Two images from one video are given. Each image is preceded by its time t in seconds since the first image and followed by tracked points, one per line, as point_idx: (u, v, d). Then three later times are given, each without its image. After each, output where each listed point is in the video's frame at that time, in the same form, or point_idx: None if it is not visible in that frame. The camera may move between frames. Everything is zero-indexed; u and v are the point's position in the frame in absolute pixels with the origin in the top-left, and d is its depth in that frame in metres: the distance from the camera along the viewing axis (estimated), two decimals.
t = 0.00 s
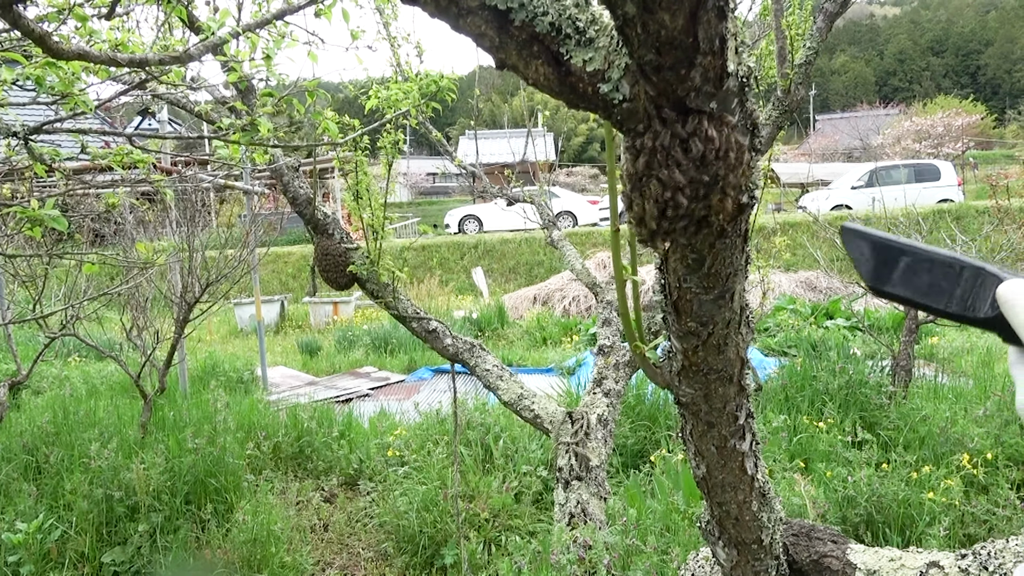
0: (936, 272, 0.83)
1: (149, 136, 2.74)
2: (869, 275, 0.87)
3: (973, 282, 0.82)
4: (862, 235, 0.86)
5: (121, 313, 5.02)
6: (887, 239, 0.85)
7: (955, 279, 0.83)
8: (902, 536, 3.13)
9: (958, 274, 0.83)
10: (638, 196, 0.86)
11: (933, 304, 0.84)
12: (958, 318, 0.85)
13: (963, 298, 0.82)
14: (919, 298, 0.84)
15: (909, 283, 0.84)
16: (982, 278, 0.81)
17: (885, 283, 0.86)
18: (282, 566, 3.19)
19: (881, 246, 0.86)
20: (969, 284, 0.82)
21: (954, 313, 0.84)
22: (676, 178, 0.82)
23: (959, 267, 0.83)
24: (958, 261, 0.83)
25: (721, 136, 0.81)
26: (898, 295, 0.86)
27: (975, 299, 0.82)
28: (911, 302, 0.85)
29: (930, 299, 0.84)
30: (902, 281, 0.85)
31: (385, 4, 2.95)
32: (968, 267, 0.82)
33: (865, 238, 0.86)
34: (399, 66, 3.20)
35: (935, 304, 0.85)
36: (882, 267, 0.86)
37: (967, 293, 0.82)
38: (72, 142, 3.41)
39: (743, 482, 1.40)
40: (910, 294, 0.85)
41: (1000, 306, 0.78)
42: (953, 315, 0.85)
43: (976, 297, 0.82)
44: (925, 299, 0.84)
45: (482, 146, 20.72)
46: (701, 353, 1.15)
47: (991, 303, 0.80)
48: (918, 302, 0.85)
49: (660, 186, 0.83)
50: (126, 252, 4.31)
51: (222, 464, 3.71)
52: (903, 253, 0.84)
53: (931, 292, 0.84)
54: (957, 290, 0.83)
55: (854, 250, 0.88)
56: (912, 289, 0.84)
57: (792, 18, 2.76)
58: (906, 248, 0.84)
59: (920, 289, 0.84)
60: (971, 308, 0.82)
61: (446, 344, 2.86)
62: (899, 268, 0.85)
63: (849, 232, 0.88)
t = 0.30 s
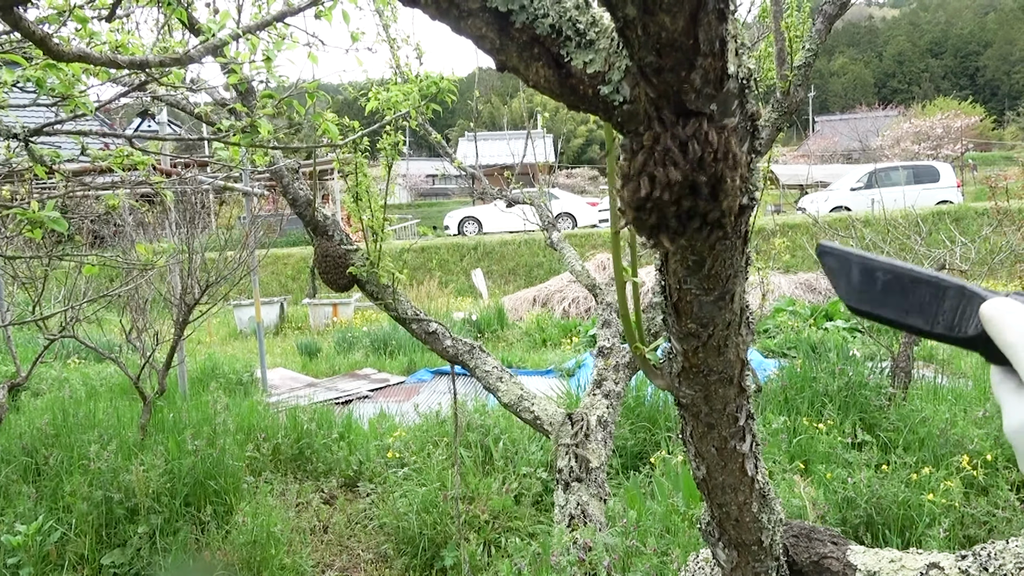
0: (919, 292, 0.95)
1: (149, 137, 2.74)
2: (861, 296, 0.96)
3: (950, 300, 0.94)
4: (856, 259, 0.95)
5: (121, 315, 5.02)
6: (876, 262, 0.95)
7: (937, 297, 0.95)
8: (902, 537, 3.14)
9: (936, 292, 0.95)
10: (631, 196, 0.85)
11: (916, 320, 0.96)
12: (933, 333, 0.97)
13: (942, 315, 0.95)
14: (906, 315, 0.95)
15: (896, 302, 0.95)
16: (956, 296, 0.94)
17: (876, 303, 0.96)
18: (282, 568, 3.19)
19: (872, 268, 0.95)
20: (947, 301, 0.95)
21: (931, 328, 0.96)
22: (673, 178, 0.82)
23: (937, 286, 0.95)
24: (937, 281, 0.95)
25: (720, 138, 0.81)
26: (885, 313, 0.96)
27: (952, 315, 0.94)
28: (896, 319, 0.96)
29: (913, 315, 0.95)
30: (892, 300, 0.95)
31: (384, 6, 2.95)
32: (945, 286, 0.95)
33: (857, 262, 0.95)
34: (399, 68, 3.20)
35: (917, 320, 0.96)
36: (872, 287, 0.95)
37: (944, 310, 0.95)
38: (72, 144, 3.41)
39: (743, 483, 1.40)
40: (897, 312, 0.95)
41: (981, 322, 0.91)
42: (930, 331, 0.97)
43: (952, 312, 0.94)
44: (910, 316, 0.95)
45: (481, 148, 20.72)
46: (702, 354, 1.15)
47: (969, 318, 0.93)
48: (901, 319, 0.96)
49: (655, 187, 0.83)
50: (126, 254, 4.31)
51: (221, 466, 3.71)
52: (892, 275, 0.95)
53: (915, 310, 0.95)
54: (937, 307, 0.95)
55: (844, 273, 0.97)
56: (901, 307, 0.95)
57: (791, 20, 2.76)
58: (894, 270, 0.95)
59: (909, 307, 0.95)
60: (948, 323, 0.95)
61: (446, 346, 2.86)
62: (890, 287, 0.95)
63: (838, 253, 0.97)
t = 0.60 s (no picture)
0: (952, 247, 0.80)
1: (149, 138, 2.75)
2: (882, 249, 0.84)
3: (988, 258, 0.79)
4: (876, 207, 0.83)
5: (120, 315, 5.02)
6: (902, 212, 0.82)
7: (971, 254, 0.80)
8: (901, 540, 3.14)
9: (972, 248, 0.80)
10: (636, 199, 0.85)
11: (946, 279, 0.81)
12: (973, 295, 0.82)
13: (977, 274, 0.79)
14: (933, 274, 0.81)
15: (922, 257, 0.81)
16: (999, 252, 0.78)
17: (899, 258, 0.83)
18: (280, 569, 3.20)
19: (895, 219, 0.82)
20: (985, 260, 0.79)
21: (969, 291, 0.81)
22: (675, 180, 0.82)
23: (974, 242, 0.80)
24: (974, 236, 0.80)
25: (720, 140, 0.81)
26: (912, 270, 0.83)
27: (991, 275, 0.78)
28: (924, 278, 0.82)
29: (944, 274, 0.81)
30: (915, 255, 0.82)
31: (385, 7, 2.95)
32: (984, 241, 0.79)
33: (880, 212, 0.83)
34: (399, 69, 3.21)
35: (949, 280, 0.82)
36: (895, 240, 0.83)
37: (982, 269, 0.79)
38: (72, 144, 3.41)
39: (742, 485, 1.40)
40: (923, 269, 0.82)
41: (1016, 280, 0.75)
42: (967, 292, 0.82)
43: (992, 273, 0.78)
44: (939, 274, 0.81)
45: (482, 150, 20.73)
46: (701, 356, 1.15)
47: (1008, 279, 0.77)
48: (931, 278, 0.82)
49: (658, 189, 0.83)
50: (126, 254, 4.31)
51: (220, 466, 3.71)
52: (918, 227, 0.82)
53: (945, 268, 0.81)
54: (973, 265, 0.80)
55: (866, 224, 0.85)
56: (927, 264, 0.81)
57: (792, 23, 2.77)
58: (921, 221, 0.82)
59: (934, 264, 0.81)
60: (986, 284, 0.79)
61: (445, 347, 2.86)
62: (914, 238, 0.82)
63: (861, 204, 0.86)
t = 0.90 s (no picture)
0: (934, 308, 0.93)
1: (150, 139, 2.75)
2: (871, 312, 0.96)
3: (964, 317, 0.91)
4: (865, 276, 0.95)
5: (120, 316, 5.02)
6: (888, 279, 0.95)
7: (947, 315, 0.92)
8: (900, 542, 3.14)
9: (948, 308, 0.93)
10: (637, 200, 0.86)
11: (927, 337, 0.94)
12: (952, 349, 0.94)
13: (955, 330, 0.92)
14: (920, 333, 0.94)
15: (909, 318, 0.94)
16: (973, 312, 0.91)
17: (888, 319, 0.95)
18: (279, 570, 3.20)
19: (882, 285, 0.95)
20: (962, 319, 0.92)
21: (949, 345, 0.93)
22: (680, 183, 0.83)
23: (949, 302, 0.93)
24: (950, 296, 0.93)
25: (721, 145, 0.82)
26: (900, 330, 0.95)
27: (970, 332, 0.91)
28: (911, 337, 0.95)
29: (928, 332, 0.94)
30: (902, 318, 0.94)
31: (386, 10, 2.96)
32: (959, 302, 0.92)
33: (867, 280, 0.95)
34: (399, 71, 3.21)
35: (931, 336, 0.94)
36: (885, 304, 0.95)
37: (959, 327, 0.92)
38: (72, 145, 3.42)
39: (742, 488, 1.40)
40: (909, 329, 0.94)
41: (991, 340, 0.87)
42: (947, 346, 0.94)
43: (969, 330, 0.91)
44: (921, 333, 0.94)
45: (481, 152, 20.75)
46: (701, 358, 1.15)
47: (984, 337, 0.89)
48: (918, 335, 0.94)
49: (666, 193, 0.84)
50: (125, 256, 4.32)
51: (219, 468, 3.70)
52: (903, 290, 0.94)
53: (928, 325, 0.93)
54: (952, 323, 0.92)
55: (856, 292, 0.97)
56: (912, 325, 0.94)
57: (791, 25, 2.78)
58: (906, 286, 0.94)
59: (919, 324, 0.93)
60: (965, 340, 0.92)
61: (444, 349, 2.87)
62: (900, 303, 0.94)
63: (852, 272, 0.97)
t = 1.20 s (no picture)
0: (941, 245, 0.82)
1: (150, 141, 2.76)
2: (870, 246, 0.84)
3: (975, 256, 0.80)
4: (865, 205, 0.83)
5: (119, 318, 5.02)
6: (892, 211, 0.83)
7: (956, 252, 0.81)
8: (900, 544, 3.14)
9: (958, 246, 0.81)
10: (636, 202, 0.85)
11: (931, 277, 0.83)
12: (958, 293, 0.83)
13: (963, 271, 0.81)
14: (921, 271, 0.83)
15: (913, 254, 0.82)
16: (986, 250, 0.80)
17: (888, 255, 0.84)
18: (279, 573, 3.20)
19: (884, 217, 0.83)
20: (971, 259, 0.81)
21: (954, 288, 0.82)
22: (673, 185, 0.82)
23: (958, 240, 0.81)
24: (961, 235, 0.81)
25: (722, 147, 0.82)
26: (900, 267, 0.84)
27: (978, 272, 0.80)
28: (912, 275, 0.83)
29: (933, 272, 0.82)
30: (904, 253, 0.82)
31: (386, 12, 2.96)
32: (971, 240, 0.81)
33: (868, 210, 0.84)
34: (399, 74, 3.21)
35: (937, 278, 0.83)
36: (886, 238, 0.83)
37: (969, 267, 0.81)
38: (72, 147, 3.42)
39: (742, 491, 1.40)
40: (911, 267, 0.83)
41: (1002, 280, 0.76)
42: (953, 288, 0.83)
43: (979, 270, 0.80)
44: (924, 272, 0.83)
45: (481, 154, 20.77)
46: (701, 361, 1.16)
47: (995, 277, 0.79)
48: (921, 275, 0.83)
49: (657, 196, 0.83)
50: (125, 258, 4.32)
51: (219, 470, 3.70)
52: (906, 225, 0.82)
53: (932, 264, 0.82)
54: (959, 261, 0.81)
55: (856, 223, 0.85)
56: (915, 261, 0.82)
57: (791, 28, 2.78)
58: (912, 219, 0.82)
59: (922, 261, 0.82)
60: (973, 282, 0.81)
61: (444, 351, 2.87)
62: (901, 237, 0.83)
63: (851, 203, 0.86)
